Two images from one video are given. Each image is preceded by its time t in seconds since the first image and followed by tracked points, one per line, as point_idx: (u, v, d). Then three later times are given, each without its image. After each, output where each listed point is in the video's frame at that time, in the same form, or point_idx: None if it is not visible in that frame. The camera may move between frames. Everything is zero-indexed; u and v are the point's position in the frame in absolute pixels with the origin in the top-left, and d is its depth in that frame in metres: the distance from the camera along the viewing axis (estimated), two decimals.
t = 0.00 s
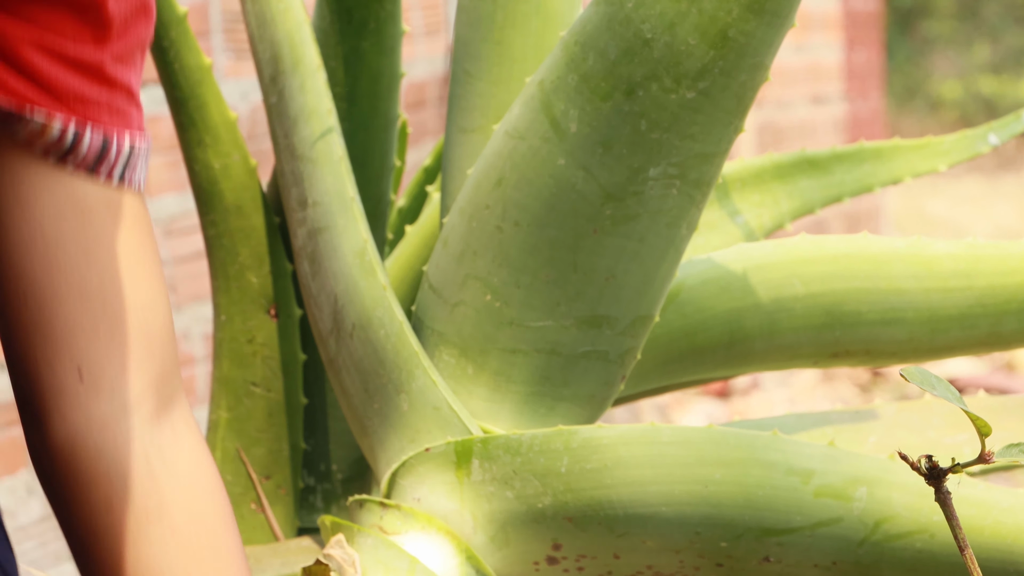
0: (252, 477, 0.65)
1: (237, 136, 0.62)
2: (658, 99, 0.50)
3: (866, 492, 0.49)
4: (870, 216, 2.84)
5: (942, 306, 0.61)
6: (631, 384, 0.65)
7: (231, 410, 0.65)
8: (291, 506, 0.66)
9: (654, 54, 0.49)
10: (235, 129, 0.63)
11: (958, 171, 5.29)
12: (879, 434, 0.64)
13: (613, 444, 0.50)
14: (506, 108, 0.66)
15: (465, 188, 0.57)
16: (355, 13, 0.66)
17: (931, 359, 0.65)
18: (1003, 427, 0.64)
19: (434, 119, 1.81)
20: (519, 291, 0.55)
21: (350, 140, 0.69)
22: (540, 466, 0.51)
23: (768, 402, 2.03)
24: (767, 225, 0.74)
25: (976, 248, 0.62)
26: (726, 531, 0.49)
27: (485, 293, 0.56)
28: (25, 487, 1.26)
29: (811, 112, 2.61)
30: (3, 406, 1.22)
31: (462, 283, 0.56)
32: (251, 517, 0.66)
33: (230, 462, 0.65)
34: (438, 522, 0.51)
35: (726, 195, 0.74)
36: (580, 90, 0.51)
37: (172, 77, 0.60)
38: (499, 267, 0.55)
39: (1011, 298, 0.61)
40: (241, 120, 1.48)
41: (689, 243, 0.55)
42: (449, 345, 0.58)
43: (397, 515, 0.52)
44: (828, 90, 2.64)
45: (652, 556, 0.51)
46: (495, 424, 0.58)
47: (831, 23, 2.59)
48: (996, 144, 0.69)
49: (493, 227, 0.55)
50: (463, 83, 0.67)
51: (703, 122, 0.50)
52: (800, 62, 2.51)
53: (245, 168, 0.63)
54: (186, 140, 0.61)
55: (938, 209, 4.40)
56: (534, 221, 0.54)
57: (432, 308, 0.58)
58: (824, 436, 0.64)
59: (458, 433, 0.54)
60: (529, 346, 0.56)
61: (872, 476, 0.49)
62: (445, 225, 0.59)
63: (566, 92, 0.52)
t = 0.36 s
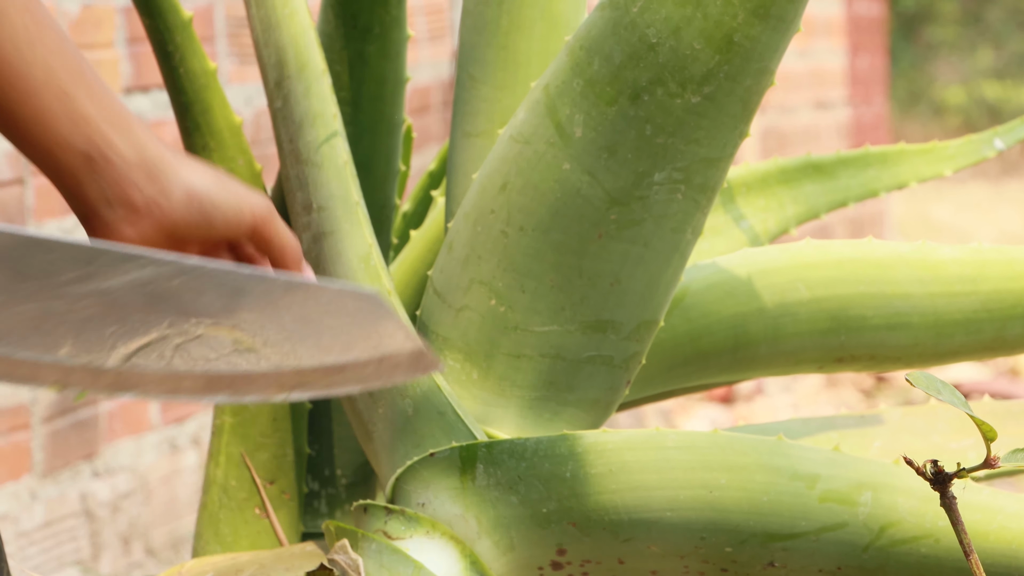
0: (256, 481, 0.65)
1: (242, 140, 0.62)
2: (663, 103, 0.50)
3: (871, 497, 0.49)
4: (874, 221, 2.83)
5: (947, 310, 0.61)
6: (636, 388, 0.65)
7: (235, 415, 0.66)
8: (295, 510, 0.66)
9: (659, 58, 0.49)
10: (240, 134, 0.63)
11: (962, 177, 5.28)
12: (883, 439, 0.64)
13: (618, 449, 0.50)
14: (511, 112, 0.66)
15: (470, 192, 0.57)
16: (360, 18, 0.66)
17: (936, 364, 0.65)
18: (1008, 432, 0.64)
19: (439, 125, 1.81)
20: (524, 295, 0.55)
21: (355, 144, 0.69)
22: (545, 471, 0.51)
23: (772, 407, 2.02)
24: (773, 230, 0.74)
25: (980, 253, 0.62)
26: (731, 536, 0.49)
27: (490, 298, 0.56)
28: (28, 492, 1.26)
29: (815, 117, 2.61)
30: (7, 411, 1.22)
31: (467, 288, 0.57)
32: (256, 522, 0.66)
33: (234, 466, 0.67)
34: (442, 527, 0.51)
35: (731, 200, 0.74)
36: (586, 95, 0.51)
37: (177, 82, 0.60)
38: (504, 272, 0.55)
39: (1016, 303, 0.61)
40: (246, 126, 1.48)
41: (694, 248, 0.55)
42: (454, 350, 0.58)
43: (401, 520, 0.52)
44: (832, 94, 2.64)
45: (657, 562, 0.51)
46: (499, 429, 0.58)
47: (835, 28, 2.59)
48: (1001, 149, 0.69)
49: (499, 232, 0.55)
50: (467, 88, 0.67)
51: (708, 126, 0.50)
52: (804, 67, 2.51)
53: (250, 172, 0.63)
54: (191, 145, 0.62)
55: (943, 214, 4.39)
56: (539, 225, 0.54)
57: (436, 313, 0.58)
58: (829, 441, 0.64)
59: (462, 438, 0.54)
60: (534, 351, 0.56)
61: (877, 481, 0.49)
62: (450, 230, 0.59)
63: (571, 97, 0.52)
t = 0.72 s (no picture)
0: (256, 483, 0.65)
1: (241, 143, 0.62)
2: (663, 105, 0.50)
3: (871, 498, 0.49)
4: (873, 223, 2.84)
5: (947, 311, 0.61)
6: (636, 390, 0.65)
7: (235, 416, 0.66)
8: (294, 513, 0.66)
9: (658, 60, 0.49)
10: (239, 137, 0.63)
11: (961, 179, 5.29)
12: (884, 441, 0.64)
13: (617, 450, 0.50)
14: (511, 114, 0.66)
15: (470, 194, 0.57)
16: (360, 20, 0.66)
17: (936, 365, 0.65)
18: (1008, 433, 0.64)
19: (439, 128, 1.82)
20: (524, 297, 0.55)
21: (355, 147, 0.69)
22: (544, 473, 0.51)
23: (771, 410, 2.02)
24: (772, 232, 0.74)
25: (980, 254, 0.62)
26: (731, 537, 0.49)
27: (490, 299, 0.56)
28: (27, 494, 1.26)
29: (815, 119, 2.61)
30: (6, 414, 1.22)
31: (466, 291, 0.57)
32: (256, 524, 0.67)
33: (234, 468, 0.66)
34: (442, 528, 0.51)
35: (731, 202, 0.74)
36: (586, 97, 0.51)
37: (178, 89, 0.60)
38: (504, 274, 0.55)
39: (1016, 304, 0.61)
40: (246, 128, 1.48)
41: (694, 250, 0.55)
42: (453, 351, 0.58)
43: (401, 521, 0.52)
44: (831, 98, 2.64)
45: (657, 563, 0.51)
46: (499, 431, 0.58)
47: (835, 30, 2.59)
48: (1000, 151, 0.69)
49: (498, 234, 0.55)
50: (467, 90, 0.67)
51: (708, 128, 0.50)
52: (803, 70, 2.51)
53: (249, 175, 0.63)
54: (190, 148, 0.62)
55: (943, 217, 4.39)
56: (539, 226, 0.54)
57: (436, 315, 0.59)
58: (829, 442, 0.64)
59: (462, 440, 0.54)
60: (533, 352, 0.56)
61: (877, 482, 0.49)
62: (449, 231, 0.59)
63: (570, 99, 0.52)
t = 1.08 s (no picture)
0: (255, 482, 0.65)
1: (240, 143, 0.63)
2: (662, 103, 0.50)
3: (870, 496, 0.49)
4: (873, 223, 2.84)
5: (946, 310, 0.61)
6: (635, 388, 0.65)
7: (234, 415, 0.66)
8: (294, 512, 0.66)
9: (657, 58, 0.49)
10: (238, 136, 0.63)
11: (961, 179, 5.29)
12: (883, 439, 0.64)
13: (617, 449, 0.50)
14: (510, 113, 0.66)
15: (469, 193, 0.57)
16: (359, 19, 0.66)
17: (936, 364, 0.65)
18: (1007, 433, 0.64)
19: (439, 127, 1.81)
20: (522, 296, 0.55)
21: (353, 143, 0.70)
22: (544, 471, 0.51)
23: (771, 410, 2.02)
24: (772, 231, 0.74)
25: (980, 253, 0.62)
26: (730, 536, 0.49)
27: (490, 298, 0.56)
28: (27, 493, 1.26)
29: (815, 119, 2.61)
30: (6, 413, 1.22)
31: (464, 290, 0.57)
32: (254, 523, 0.67)
33: (234, 467, 0.67)
34: (440, 527, 0.51)
35: (731, 200, 0.74)
36: (585, 95, 0.51)
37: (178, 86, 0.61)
38: (503, 273, 0.55)
39: (1015, 303, 0.61)
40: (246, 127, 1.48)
41: (693, 248, 0.55)
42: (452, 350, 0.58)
43: (401, 520, 0.52)
44: (831, 97, 2.64)
45: (657, 561, 0.51)
46: (499, 430, 0.58)
47: (835, 30, 2.59)
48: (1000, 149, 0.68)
49: (497, 234, 0.55)
50: (466, 88, 0.67)
51: (707, 126, 0.50)
52: (803, 69, 2.51)
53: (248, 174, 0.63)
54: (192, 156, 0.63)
55: (943, 216, 4.39)
56: (538, 225, 0.54)
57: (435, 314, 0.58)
58: (828, 441, 0.64)
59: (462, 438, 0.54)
60: (532, 351, 0.56)
61: (877, 480, 0.49)
62: (448, 230, 0.59)
63: (569, 97, 0.52)
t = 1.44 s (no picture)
0: (255, 481, 0.65)
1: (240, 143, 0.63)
2: (661, 102, 0.50)
3: (869, 495, 0.49)
4: (873, 220, 2.84)
5: (945, 309, 0.61)
6: (635, 387, 0.65)
7: (234, 414, 0.66)
8: (294, 510, 0.67)
9: (656, 57, 0.49)
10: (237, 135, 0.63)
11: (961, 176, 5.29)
12: (882, 438, 0.64)
13: (616, 447, 0.50)
14: (509, 112, 0.66)
15: (468, 191, 0.57)
16: (357, 18, 0.65)
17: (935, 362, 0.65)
18: (1005, 431, 0.64)
19: (438, 124, 1.81)
20: (521, 294, 0.55)
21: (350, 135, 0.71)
22: (543, 470, 0.50)
23: (770, 407, 2.02)
24: (772, 229, 0.74)
25: (980, 252, 0.62)
26: (729, 535, 0.49)
27: (490, 297, 0.56)
28: (26, 491, 1.26)
29: (814, 116, 2.61)
30: (6, 412, 1.22)
31: (464, 289, 0.57)
32: (253, 521, 0.68)
33: (234, 465, 0.67)
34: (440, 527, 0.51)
35: (730, 199, 0.74)
36: (584, 93, 0.51)
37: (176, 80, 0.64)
38: (502, 271, 0.55)
39: (1014, 301, 0.61)
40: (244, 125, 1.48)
41: (691, 247, 0.55)
42: (451, 349, 0.58)
43: (401, 518, 0.52)
44: (831, 94, 2.64)
45: (656, 560, 0.51)
46: (498, 428, 0.58)
47: (835, 27, 2.59)
48: (1000, 148, 0.68)
49: (497, 231, 0.55)
50: (465, 87, 0.67)
51: (706, 125, 0.50)
52: (803, 67, 2.51)
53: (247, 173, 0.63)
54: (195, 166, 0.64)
55: (942, 214, 4.39)
56: (536, 223, 0.54)
57: (435, 312, 0.58)
58: (828, 439, 0.64)
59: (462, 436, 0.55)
60: (531, 350, 0.56)
61: (876, 479, 0.49)
62: (448, 229, 0.59)
63: (568, 96, 0.52)
